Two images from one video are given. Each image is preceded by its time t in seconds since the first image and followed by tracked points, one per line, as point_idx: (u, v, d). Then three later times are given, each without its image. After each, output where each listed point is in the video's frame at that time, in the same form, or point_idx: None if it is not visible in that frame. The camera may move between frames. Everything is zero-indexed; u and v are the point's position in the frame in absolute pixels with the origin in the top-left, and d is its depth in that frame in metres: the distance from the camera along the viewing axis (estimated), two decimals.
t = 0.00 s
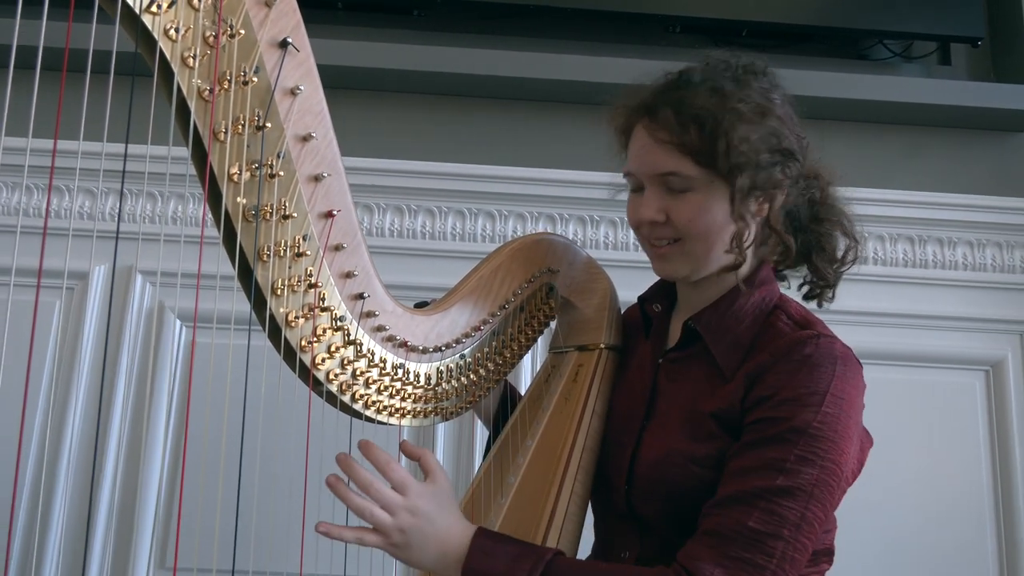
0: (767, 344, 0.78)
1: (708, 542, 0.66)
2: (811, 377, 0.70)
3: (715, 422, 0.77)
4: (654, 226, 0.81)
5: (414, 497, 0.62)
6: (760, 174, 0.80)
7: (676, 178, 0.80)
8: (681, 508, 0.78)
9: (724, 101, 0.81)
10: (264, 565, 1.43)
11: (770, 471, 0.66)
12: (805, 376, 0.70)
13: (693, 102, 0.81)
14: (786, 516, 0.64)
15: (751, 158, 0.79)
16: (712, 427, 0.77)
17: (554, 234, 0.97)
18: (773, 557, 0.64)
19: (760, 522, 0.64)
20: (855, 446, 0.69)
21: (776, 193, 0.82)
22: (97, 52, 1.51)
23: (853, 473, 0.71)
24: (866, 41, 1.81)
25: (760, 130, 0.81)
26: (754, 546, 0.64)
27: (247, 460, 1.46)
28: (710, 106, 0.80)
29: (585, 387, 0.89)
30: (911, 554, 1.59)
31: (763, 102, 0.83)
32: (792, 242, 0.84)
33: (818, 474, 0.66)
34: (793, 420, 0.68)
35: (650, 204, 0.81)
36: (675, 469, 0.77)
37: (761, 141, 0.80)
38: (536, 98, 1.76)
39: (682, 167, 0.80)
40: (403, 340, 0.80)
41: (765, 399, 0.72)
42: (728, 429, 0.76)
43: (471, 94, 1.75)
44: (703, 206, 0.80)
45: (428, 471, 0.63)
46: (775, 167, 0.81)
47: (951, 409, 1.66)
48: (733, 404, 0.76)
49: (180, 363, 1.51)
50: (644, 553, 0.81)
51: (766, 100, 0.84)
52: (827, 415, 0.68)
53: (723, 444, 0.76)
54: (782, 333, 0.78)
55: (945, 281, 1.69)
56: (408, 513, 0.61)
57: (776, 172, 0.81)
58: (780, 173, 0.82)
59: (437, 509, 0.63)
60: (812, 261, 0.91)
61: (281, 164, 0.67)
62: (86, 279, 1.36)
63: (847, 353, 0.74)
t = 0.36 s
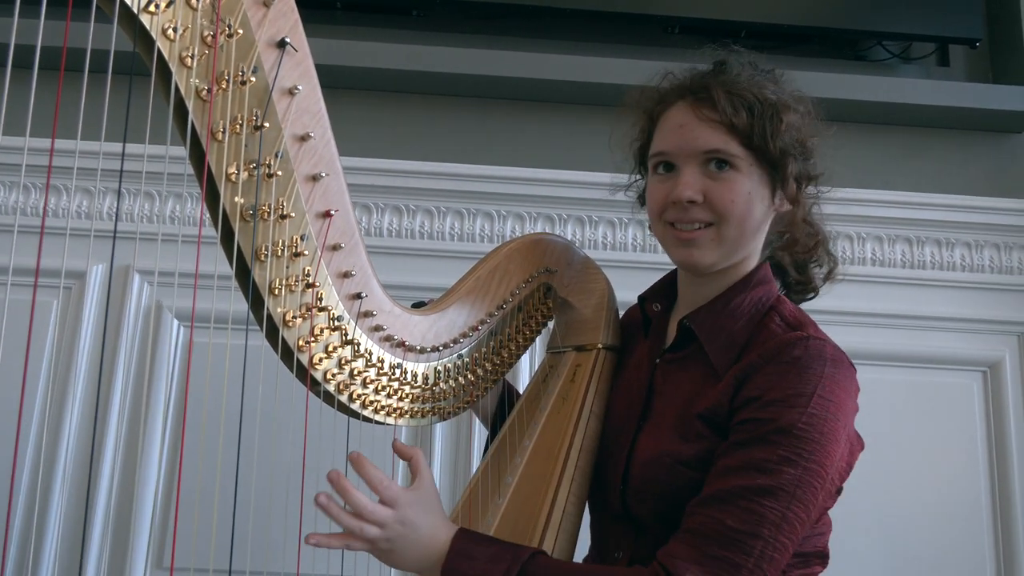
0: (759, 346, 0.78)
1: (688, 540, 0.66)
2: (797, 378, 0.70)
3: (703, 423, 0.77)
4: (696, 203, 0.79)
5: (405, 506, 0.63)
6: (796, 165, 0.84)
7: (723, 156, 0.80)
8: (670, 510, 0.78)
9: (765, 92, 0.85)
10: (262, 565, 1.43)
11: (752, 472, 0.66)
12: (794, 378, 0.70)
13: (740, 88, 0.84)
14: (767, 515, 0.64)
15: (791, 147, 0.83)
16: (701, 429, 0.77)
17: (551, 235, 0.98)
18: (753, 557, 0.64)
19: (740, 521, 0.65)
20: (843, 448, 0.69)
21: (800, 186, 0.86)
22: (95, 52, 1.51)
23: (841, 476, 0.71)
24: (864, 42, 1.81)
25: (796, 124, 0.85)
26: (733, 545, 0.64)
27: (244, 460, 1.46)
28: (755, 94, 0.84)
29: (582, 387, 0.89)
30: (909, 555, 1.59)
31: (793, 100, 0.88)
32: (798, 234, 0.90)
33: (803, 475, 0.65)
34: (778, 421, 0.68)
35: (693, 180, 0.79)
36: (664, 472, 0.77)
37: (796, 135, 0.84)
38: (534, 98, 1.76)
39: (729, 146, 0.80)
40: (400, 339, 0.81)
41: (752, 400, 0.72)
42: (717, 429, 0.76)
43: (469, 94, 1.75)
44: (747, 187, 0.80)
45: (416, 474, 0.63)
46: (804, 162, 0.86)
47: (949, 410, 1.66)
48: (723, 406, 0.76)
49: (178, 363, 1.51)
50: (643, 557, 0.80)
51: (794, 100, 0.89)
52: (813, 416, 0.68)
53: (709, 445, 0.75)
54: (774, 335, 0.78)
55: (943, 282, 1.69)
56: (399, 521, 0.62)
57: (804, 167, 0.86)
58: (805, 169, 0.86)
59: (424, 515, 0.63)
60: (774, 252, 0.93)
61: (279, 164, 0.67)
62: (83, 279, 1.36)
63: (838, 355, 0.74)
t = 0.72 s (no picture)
0: (771, 344, 0.78)
1: (744, 555, 0.65)
2: (822, 378, 0.70)
3: (718, 422, 0.77)
4: (657, 230, 0.82)
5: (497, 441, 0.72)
6: (752, 172, 0.79)
7: (670, 180, 0.81)
8: (686, 509, 0.77)
9: (713, 102, 0.82)
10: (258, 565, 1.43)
11: (795, 479, 0.66)
12: (816, 377, 0.70)
13: (683, 105, 0.82)
14: (817, 522, 0.65)
15: (740, 157, 0.79)
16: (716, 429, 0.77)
17: (549, 233, 0.97)
18: (811, 563, 0.64)
19: (795, 530, 0.64)
20: (870, 442, 0.70)
21: (772, 189, 0.82)
22: (90, 51, 1.51)
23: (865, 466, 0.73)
24: (862, 42, 1.81)
25: (751, 128, 0.81)
26: (791, 555, 0.64)
27: (240, 459, 1.45)
28: (699, 108, 0.81)
29: (582, 386, 0.89)
30: (908, 556, 1.59)
31: (756, 99, 0.83)
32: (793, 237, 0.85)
33: (843, 475, 0.66)
34: (810, 424, 0.68)
35: (650, 208, 0.82)
36: (679, 469, 0.77)
37: (751, 140, 0.80)
38: (532, 98, 1.75)
39: (674, 170, 0.80)
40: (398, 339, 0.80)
41: (775, 402, 0.71)
42: (733, 428, 0.76)
43: (468, 93, 1.74)
44: (699, 208, 0.80)
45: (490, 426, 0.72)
46: (768, 163, 0.81)
47: (948, 410, 1.66)
48: (739, 406, 0.76)
49: (174, 362, 1.50)
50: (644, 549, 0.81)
51: (760, 97, 0.83)
52: (843, 415, 0.68)
53: (729, 445, 0.76)
54: (788, 333, 0.78)
55: (941, 282, 1.69)
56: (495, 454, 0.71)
57: (770, 168, 0.81)
58: (776, 171, 0.82)
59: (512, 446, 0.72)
60: (824, 254, 0.92)
61: (275, 162, 0.67)
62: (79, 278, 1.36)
63: (852, 349, 0.75)
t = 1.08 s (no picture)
0: (777, 335, 0.78)
1: (766, 539, 0.65)
2: (832, 364, 0.71)
3: (727, 414, 0.77)
4: (650, 230, 0.82)
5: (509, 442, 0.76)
6: (745, 170, 0.79)
7: (663, 180, 0.80)
8: (693, 504, 0.77)
9: (705, 101, 0.81)
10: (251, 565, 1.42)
11: (812, 461, 0.66)
12: (827, 365, 0.71)
13: (675, 104, 0.81)
14: (835, 503, 0.65)
15: (733, 156, 0.79)
16: (722, 420, 0.77)
17: (544, 232, 0.97)
18: (831, 544, 0.64)
19: (813, 512, 0.65)
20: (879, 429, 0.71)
21: (765, 187, 0.82)
22: (80, 48, 1.50)
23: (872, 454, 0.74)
24: (858, 40, 1.81)
25: (743, 127, 0.81)
26: (811, 537, 0.64)
27: (233, 459, 1.45)
28: (690, 107, 0.81)
29: (575, 384, 0.89)
30: (903, 554, 1.59)
31: (747, 97, 0.83)
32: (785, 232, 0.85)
33: (858, 457, 0.67)
34: (822, 408, 0.68)
35: (643, 208, 0.82)
36: (685, 463, 0.76)
37: (743, 139, 0.80)
38: (527, 96, 1.75)
39: (667, 169, 0.80)
40: (391, 338, 0.80)
41: (787, 390, 0.72)
42: (741, 421, 0.76)
43: (463, 91, 1.74)
44: (692, 207, 0.80)
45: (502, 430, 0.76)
46: (760, 162, 0.81)
47: (944, 408, 1.66)
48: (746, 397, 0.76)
49: (166, 361, 1.50)
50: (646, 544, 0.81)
51: (751, 96, 0.83)
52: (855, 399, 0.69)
53: (740, 437, 0.76)
54: (792, 326, 0.78)
55: (936, 280, 1.69)
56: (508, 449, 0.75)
57: (762, 166, 0.81)
58: (769, 169, 0.82)
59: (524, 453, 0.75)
60: (817, 253, 0.92)
61: (266, 160, 0.66)
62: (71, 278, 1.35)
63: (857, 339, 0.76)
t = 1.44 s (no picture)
0: (765, 341, 0.78)
1: (727, 548, 0.63)
2: (814, 372, 0.70)
3: (713, 416, 0.76)
4: (647, 222, 0.82)
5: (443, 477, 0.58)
6: (748, 170, 0.80)
7: (666, 172, 0.81)
8: (681, 505, 0.77)
9: (715, 98, 0.82)
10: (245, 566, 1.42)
11: (783, 469, 0.65)
12: (808, 371, 0.70)
13: (684, 98, 0.82)
14: (803, 515, 0.63)
15: (737, 155, 0.79)
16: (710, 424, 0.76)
17: (539, 233, 0.97)
18: (794, 558, 0.62)
19: (779, 522, 0.63)
20: (860, 443, 0.69)
21: (765, 189, 0.82)
22: (73, 48, 1.49)
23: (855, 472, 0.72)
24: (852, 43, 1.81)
25: (750, 127, 0.81)
26: (773, 547, 0.62)
27: (226, 459, 1.44)
28: (700, 102, 0.81)
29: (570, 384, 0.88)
30: (896, 555, 1.60)
31: (756, 99, 0.83)
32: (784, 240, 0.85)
33: (831, 469, 0.65)
34: (800, 416, 0.67)
35: (642, 199, 0.82)
36: (673, 466, 0.76)
37: (749, 139, 0.80)
38: (522, 97, 1.75)
39: (670, 162, 0.80)
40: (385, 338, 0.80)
41: (768, 396, 0.71)
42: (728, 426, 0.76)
43: (458, 92, 1.74)
44: (691, 203, 0.80)
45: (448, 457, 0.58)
46: (764, 164, 0.82)
47: (936, 409, 1.67)
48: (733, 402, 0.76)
49: (159, 361, 1.49)
50: (639, 547, 0.81)
51: (760, 98, 0.84)
52: (834, 409, 0.67)
53: (725, 439, 0.75)
54: (779, 329, 0.78)
55: (929, 282, 1.70)
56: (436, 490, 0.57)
57: (765, 168, 0.82)
58: (771, 173, 0.82)
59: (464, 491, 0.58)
60: (808, 264, 0.93)
61: (260, 159, 0.66)
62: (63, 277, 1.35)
63: (846, 351, 0.74)
